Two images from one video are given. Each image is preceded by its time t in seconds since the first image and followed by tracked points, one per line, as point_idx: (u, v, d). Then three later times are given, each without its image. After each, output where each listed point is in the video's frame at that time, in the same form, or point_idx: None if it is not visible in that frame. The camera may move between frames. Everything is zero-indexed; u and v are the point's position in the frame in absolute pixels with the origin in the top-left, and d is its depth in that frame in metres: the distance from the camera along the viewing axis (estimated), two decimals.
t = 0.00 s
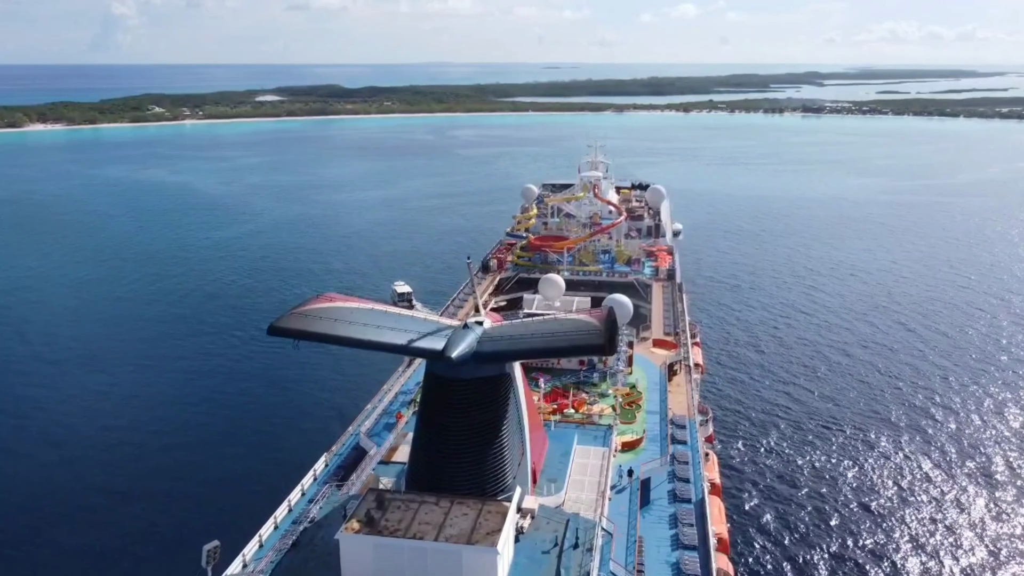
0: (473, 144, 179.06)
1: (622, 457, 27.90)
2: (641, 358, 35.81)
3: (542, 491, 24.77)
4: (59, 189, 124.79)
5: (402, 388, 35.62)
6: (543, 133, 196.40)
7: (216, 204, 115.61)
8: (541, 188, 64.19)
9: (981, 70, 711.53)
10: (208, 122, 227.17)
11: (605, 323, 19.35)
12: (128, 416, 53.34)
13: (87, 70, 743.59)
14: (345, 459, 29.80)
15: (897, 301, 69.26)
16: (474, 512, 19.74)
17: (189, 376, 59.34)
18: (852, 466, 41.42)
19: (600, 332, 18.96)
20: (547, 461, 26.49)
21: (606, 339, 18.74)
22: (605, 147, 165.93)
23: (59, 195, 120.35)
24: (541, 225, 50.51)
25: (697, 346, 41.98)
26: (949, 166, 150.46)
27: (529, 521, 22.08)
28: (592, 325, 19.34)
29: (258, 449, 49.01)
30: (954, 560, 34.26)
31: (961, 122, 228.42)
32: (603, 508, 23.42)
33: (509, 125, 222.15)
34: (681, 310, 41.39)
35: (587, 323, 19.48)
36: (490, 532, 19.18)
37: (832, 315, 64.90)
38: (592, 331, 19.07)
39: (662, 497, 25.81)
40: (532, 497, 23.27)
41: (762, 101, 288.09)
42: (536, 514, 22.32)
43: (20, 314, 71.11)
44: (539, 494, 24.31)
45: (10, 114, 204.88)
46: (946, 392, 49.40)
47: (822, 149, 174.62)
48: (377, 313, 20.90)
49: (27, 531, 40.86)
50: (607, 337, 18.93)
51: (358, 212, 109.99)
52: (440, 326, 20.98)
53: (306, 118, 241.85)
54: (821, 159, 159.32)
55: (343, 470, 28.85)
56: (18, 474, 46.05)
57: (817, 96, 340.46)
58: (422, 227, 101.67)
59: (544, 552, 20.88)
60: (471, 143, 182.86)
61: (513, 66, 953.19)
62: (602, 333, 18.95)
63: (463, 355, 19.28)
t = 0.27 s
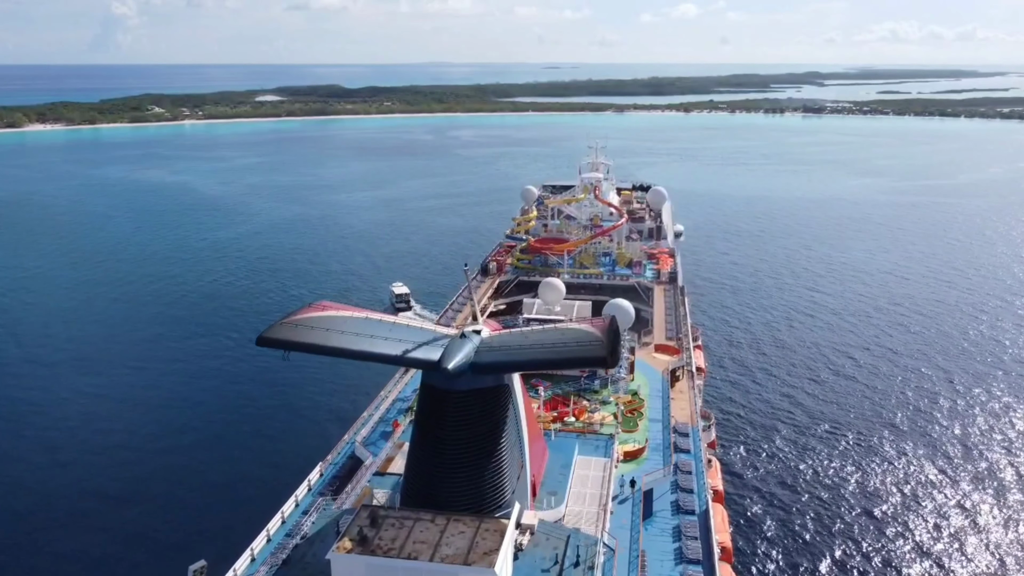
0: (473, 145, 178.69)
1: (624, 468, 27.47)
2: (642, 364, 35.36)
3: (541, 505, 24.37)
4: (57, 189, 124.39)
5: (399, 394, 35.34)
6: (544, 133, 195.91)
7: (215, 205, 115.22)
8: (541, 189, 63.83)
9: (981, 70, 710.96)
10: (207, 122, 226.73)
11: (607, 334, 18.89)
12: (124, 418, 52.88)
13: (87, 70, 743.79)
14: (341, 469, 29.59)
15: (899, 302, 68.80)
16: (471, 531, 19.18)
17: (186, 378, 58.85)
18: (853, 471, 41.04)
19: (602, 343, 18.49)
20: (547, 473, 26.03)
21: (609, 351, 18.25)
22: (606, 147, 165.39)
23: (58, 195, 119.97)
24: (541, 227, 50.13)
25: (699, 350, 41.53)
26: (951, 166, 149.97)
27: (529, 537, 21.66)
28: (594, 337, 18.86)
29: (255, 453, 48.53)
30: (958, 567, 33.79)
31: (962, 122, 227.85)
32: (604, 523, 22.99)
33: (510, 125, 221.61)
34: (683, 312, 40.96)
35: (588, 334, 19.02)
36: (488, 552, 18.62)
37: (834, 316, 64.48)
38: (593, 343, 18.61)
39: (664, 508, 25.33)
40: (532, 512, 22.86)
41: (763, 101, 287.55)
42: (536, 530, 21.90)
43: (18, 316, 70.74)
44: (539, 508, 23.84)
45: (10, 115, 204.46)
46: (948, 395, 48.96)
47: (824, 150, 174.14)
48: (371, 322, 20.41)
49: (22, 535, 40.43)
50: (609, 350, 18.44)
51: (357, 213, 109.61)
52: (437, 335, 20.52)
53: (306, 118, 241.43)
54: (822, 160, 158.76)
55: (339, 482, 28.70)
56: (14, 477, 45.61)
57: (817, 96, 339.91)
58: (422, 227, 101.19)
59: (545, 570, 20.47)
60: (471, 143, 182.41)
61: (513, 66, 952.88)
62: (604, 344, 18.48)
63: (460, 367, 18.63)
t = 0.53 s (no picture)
0: (473, 145, 178.39)
1: (626, 480, 27.02)
2: (644, 371, 34.89)
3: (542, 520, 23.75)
4: (56, 190, 124.01)
5: (395, 403, 34.97)
6: (544, 134, 195.58)
7: (214, 205, 114.80)
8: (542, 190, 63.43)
9: (982, 70, 710.80)
10: (207, 122, 226.37)
11: (611, 348, 17.15)
12: (119, 421, 52.35)
13: (87, 70, 744.20)
14: (335, 480, 29.21)
15: (903, 305, 68.19)
16: (467, 552, 17.21)
17: (182, 379, 58.25)
18: (855, 477, 40.57)
19: (604, 358, 16.80)
20: (547, 486, 25.42)
21: (611, 366, 16.56)
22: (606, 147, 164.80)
23: (56, 196, 119.49)
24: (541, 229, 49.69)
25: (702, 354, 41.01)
26: (952, 166, 149.64)
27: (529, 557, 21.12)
28: (595, 351, 17.18)
29: (251, 457, 47.97)
30: None
31: (963, 122, 227.49)
32: (608, 540, 22.35)
33: (510, 126, 221.20)
34: (686, 317, 40.32)
35: (589, 347, 17.41)
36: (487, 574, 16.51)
37: (837, 319, 63.94)
38: (594, 357, 16.96)
39: (668, 523, 24.85)
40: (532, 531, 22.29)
41: (764, 101, 287.21)
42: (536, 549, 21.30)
43: (15, 316, 70.25)
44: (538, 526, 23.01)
45: (9, 114, 204.07)
46: (952, 400, 48.44)
47: (824, 150, 173.75)
48: (365, 332, 19.35)
49: (15, 540, 39.91)
50: (612, 364, 16.73)
51: (357, 213, 109.22)
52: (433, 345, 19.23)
53: (306, 118, 241.11)
54: (823, 160, 158.26)
55: (333, 494, 28.32)
56: (8, 481, 45.11)
57: (817, 96, 339.65)
58: (421, 228, 100.78)
59: None
60: (470, 143, 182.06)
61: (513, 66, 952.72)
62: (606, 359, 16.79)
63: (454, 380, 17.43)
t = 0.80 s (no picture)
0: (473, 145, 178.05)
1: (628, 492, 26.60)
2: (646, 377, 34.47)
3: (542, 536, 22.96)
4: (55, 190, 123.64)
5: (392, 412, 34.57)
6: (544, 134, 195.23)
7: (213, 206, 114.43)
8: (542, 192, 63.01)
9: (983, 70, 710.62)
10: (206, 123, 226.10)
11: (614, 362, 15.04)
12: (114, 424, 51.77)
13: (87, 70, 744.55)
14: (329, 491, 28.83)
15: (907, 307, 67.63)
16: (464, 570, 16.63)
17: (179, 382, 57.65)
18: (857, 482, 40.09)
19: (606, 371, 14.71)
20: (547, 500, 24.80)
21: (613, 381, 14.47)
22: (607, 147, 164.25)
23: (55, 196, 119.12)
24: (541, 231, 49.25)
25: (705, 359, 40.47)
26: (954, 167, 149.24)
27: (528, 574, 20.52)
28: (597, 364, 15.09)
29: (247, 462, 47.31)
30: None
31: (965, 122, 227.03)
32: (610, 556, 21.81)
33: (510, 126, 220.84)
34: (688, 321, 39.76)
35: (591, 359, 15.34)
36: None
37: (840, 321, 63.45)
38: (595, 370, 14.89)
39: (671, 536, 24.41)
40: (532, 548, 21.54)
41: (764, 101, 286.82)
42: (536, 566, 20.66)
43: (11, 317, 69.78)
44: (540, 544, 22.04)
45: (8, 115, 203.83)
46: (955, 404, 47.95)
47: (825, 150, 173.33)
48: (357, 343, 17.82)
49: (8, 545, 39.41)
50: (615, 379, 14.61)
51: (356, 214, 108.79)
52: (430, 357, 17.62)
53: (306, 118, 240.80)
54: (824, 160, 157.79)
55: (327, 505, 27.91)
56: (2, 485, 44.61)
57: (818, 96, 339.32)
58: (421, 228, 100.31)
59: None
60: (470, 143, 181.68)
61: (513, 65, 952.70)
62: (608, 373, 14.69)
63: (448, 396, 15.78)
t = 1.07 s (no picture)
0: (473, 145, 177.59)
1: (631, 505, 26.13)
2: (648, 385, 33.94)
3: (542, 557, 22.50)
4: (53, 191, 123.15)
5: (388, 420, 34.06)
6: (544, 134, 194.83)
7: (212, 207, 113.87)
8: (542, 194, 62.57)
9: (984, 70, 710.10)
10: (206, 123, 225.75)
11: (617, 379, 14.52)
12: (110, 427, 51.14)
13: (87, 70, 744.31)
14: (322, 506, 28.41)
15: (909, 309, 67.09)
16: None
17: (176, 384, 57.01)
18: (859, 488, 39.62)
19: (609, 390, 14.18)
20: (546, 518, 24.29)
21: (618, 399, 13.94)
22: (607, 148, 163.73)
23: (53, 198, 118.60)
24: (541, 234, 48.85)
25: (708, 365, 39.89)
26: (955, 167, 148.78)
27: None
28: (600, 381, 14.55)
29: (244, 465, 46.71)
30: None
31: (966, 122, 226.41)
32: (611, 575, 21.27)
33: (510, 126, 220.32)
34: (690, 325, 39.22)
35: (593, 375, 14.80)
36: None
37: (843, 323, 62.90)
38: (598, 387, 14.35)
39: (675, 551, 23.95)
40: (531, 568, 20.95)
41: (765, 101, 286.24)
42: None
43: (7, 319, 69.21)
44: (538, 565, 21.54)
45: (7, 115, 203.42)
46: (958, 408, 47.43)
47: (827, 150, 172.79)
48: (350, 355, 17.05)
49: None
50: (619, 397, 14.09)
51: (355, 214, 108.31)
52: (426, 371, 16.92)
53: (305, 118, 240.42)
54: (826, 161, 157.24)
55: (319, 521, 27.49)
56: None
57: (819, 96, 338.81)
58: (420, 229, 99.84)
59: None
60: (470, 143, 181.20)
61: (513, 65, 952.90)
62: (612, 391, 14.16)
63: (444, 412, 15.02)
